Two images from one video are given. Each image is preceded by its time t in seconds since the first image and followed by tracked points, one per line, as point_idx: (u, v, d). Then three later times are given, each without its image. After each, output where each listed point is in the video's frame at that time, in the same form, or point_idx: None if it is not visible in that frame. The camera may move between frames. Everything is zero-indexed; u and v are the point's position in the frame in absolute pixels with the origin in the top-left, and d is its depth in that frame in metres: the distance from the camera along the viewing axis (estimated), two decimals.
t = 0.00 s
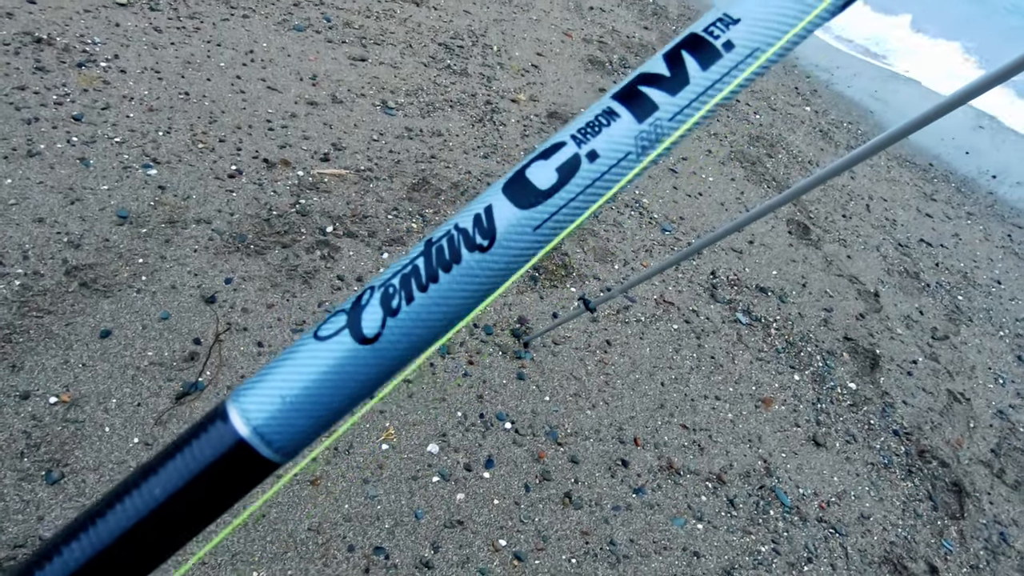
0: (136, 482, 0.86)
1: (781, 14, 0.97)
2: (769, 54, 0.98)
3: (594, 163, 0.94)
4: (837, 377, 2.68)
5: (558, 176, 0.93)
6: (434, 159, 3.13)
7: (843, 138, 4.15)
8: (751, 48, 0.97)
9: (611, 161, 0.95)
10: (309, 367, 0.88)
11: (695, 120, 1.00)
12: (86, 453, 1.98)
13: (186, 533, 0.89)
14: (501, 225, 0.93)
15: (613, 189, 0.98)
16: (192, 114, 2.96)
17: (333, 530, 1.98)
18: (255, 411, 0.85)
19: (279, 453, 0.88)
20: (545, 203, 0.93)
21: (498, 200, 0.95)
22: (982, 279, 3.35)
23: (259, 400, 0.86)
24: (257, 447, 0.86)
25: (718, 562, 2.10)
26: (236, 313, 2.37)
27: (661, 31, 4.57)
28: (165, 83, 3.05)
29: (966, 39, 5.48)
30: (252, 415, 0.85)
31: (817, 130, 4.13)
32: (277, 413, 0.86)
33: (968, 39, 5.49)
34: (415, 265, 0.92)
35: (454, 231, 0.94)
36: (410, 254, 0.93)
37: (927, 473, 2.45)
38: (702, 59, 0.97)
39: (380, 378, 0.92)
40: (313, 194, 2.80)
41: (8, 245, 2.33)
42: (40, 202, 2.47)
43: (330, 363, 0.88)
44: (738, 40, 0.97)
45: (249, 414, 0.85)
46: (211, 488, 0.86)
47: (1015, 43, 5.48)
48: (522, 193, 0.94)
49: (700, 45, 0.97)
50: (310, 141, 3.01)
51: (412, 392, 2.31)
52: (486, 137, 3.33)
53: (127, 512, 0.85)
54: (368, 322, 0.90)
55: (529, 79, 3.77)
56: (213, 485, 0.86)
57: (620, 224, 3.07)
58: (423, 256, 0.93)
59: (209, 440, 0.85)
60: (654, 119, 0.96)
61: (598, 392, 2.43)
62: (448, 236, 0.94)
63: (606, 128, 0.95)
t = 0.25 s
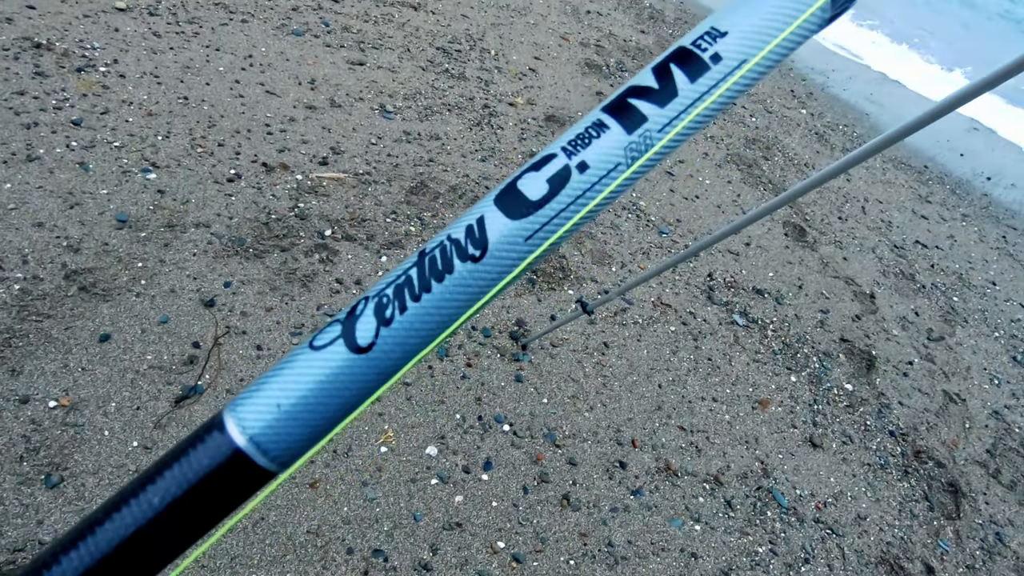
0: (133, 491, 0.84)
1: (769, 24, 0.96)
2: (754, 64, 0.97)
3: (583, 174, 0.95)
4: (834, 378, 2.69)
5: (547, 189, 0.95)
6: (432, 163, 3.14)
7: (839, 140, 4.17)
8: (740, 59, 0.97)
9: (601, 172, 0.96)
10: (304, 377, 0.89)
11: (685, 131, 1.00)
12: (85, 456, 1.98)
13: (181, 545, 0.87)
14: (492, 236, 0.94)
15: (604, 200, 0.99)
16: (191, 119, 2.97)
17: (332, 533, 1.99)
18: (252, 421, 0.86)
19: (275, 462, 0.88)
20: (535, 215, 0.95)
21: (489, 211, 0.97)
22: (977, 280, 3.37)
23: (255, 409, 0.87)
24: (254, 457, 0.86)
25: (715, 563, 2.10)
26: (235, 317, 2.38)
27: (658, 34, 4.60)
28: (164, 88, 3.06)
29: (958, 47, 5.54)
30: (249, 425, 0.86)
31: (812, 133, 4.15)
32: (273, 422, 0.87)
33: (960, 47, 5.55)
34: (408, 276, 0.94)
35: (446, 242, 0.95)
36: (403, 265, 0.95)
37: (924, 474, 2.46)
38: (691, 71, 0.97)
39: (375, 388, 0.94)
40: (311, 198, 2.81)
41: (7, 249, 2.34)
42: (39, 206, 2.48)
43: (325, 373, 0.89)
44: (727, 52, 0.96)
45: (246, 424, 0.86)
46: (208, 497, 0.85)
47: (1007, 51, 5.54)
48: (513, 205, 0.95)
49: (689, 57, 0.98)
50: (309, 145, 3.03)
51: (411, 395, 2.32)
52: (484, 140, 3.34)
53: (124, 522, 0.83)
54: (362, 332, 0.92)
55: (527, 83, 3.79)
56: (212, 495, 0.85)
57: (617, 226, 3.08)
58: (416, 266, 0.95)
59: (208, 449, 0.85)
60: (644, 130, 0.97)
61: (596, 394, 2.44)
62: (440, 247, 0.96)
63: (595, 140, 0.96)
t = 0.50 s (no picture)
0: (133, 497, 0.85)
1: (760, 37, 0.98)
2: (746, 76, 0.99)
3: (577, 184, 0.97)
4: (829, 379, 2.70)
5: (542, 198, 0.96)
6: (429, 166, 3.16)
7: (834, 143, 4.20)
8: (731, 70, 0.98)
9: (594, 182, 0.97)
10: (304, 384, 0.89)
11: (678, 141, 1.01)
12: (83, 460, 1.98)
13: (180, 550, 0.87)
14: (488, 245, 0.95)
15: (597, 209, 1.00)
16: (190, 123, 2.98)
17: (330, 535, 1.99)
18: (251, 428, 0.86)
19: (274, 469, 0.88)
20: (530, 224, 0.96)
21: (485, 220, 0.98)
22: (971, 281, 3.39)
23: (255, 415, 0.87)
24: (254, 464, 0.86)
25: (712, 563, 2.10)
26: (234, 321, 2.38)
27: (654, 38, 4.62)
28: (163, 93, 3.07)
29: (948, 56, 5.61)
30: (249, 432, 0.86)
31: (808, 136, 4.17)
32: (273, 429, 0.86)
33: (951, 57, 5.62)
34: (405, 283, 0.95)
35: (443, 250, 0.96)
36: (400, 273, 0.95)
37: (919, 474, 2.47)
38: (683, 82, 0.98)
39: (372, 395, 0.94)
40: (309, 202, 2.82)
41: (6, 254, 2.34)
42: (38, 211, 2.48)
43: (324, 380, 0.90)
44: (717, 64, 0.98)
45: (246, 431, 0.85)
46: (209, 505, 0.86)
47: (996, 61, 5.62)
48: (508, 214, 0.97)
49: (680, 69, 0.99)
50: (307, 149, 3.04)
51: (409, 398, 2.33)
52: (481, 144, 3.36)
53: (125, 528, 0.84)
54: (360, 340, 0.92)
55: (523, 86, 3.81)
56: (212, 501, 0.86)
57: (614, 229, 3.10)
58: (413, 274, 0.96)
59: (208, 455, 0.85)
60: (637, 140, 0.98)
61: (593, 395, 2.45)
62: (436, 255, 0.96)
63: (589, 150, 0.98)
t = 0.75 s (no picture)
0: (132, 499, 0.86)
1: (753, 39, 0.98)
2: (739, 77, 1.00)
3: (572, 185, 0.97)
4: (827, 379, 2.72)
5: (537, 200, 0.97)
6: (428, 168, 3.17)
7: (830, 143, 4.22)
8: (725, 72, 0.99)
9: (590, 184, 0.98)
10: (300, 387, 0.89)
11: (673, 142, 1.02)
12: (83, 462, 1.98)
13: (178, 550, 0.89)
14: (484, 247, 0.96)
15: (592, 210, 1.01)
16: (188, 126, 2.99)
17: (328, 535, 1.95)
18: (248, 431, 0.86)
19: (271, 472, 0.89)
20: (525, 226, 0.97)
21: (481, 222, 0.98)
22: (967, 281, 3.41)
23: (252, 418, 0.87)
24: (251, 466, 0.87)
25: (711, 562, 2.09)
26: (234, 323, 2.39)
27: (651, 40, 4.64)
28: (161, 95, 3.08)
29: (942, 58, 5.66)
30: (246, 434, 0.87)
31: (804, 136, 4.19)
32: (270, 432, 0.87)
33: (945, 58, 5.66)
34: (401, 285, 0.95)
35: (439, 252, 0.97)
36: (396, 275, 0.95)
37: (916, 474, 2.48)
38: (677, 84, 0.99)
39: (369, 397, 0.95)
40: (308, 204, 2.83)
41: (5, 256, 2.34)
42: (38, 214, 2.49)
43: (320, 383, 0.90)
44: (711, 65, 0.98)
45: (242, 434, 0.86)
46: (206, 506, 0.87)
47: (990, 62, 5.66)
48: (504, 216, 0.97)
49: (674, 71, 1.00)
50: (306, 151, 3.05)
51: (408, 399, 2.31)
52: (479, 146, 3.37)
53: (123, 529, 0.85)
54: (357, 342, 0.92)
55: (521, 88, 3.83)
56: (209, 503, 0.87)
57: (611, 230, 3.11)
58: (409, 276, 0.96)
59: (205, 457, 0.86)
60: (631, 141, 0.99)
61: (592, 395, 2.45)
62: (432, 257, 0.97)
63: (584, 152, 0.98)
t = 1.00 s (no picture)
0: (142, 502, 0.87)
1: (751, 47, 1.00)
2: (738, 84, 1.01)
3: (575, 192, 0.98)
4: (826, 379, 2.73)
5: (541, 206, 0.98)
6: (427, 171, 3.18)
7: (828, 145, 4.23)
8: (724, 79, 1.00)
9: (592, 190, 0.99)
10: (308, 390, 0.90)
11: (673, 149, 1.03)
12: (85, 464, 1.97)
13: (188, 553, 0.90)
14: (488, 252, 0.97)
15: (594, 215, 1.02)
16: (189, 130, 3.00)
17: (329, 537, 1.93)
18: (257, 433, 0.87)
19: (279, 474, 0.90)
20: (528, 232, 0.98)
21: (485, 227, 0.99)
22: (964, 281, 3.43)
23: (261, 420, 0.88)
24: (260, 469, 0.88)
25: (710, 562, 2.08)
26: (235, 325, 2.40)
27: (649, 42, 4.66)
28: (163, 99, 3.10)
29: (938, 61, 5.69)
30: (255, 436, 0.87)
31: (801, 138, 4.21)
32: (278, 434, 0.88)
33: (940, 61, 5.70)
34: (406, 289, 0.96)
35: (443, 258, 0.98)
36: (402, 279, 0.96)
37: (916, 474, 2.48)
38: (677, 92, 1.00)
39: (375, 400, 0.96)
40: (308, 207, 2.84)
41: (8, 260, 2.36)
42: (40, 218, 2.50)
43: (328, 386, 0.91)
44: (710, 74, 1.00)
45: (251, 436, 0.87)
46: (216, 509, 0.88)
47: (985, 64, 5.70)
48: (507, 221, 0.99)
49: (674, 78, 1.01)
50: (306, 154, 3.06)
51: (410, 401, 2.30)
52: (479, 149, 3.39)
53: (134, 532, 0.86)
54: (363, 346, 0.93)
55: (520, 91, 3.84)
56: (218, 506, 0.87)
57: (610, 232, 3.13)
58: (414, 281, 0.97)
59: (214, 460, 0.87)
60: (632, 148, 1.00)
61: (592, 395, 2.44)
62: (437, 261, 0.98)
63: (586, 158, 1.00)
